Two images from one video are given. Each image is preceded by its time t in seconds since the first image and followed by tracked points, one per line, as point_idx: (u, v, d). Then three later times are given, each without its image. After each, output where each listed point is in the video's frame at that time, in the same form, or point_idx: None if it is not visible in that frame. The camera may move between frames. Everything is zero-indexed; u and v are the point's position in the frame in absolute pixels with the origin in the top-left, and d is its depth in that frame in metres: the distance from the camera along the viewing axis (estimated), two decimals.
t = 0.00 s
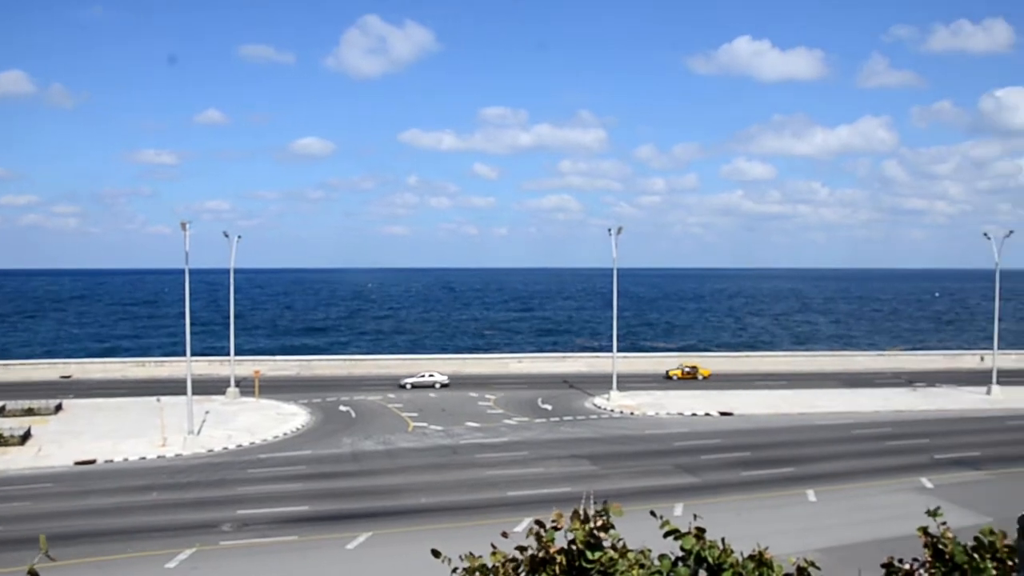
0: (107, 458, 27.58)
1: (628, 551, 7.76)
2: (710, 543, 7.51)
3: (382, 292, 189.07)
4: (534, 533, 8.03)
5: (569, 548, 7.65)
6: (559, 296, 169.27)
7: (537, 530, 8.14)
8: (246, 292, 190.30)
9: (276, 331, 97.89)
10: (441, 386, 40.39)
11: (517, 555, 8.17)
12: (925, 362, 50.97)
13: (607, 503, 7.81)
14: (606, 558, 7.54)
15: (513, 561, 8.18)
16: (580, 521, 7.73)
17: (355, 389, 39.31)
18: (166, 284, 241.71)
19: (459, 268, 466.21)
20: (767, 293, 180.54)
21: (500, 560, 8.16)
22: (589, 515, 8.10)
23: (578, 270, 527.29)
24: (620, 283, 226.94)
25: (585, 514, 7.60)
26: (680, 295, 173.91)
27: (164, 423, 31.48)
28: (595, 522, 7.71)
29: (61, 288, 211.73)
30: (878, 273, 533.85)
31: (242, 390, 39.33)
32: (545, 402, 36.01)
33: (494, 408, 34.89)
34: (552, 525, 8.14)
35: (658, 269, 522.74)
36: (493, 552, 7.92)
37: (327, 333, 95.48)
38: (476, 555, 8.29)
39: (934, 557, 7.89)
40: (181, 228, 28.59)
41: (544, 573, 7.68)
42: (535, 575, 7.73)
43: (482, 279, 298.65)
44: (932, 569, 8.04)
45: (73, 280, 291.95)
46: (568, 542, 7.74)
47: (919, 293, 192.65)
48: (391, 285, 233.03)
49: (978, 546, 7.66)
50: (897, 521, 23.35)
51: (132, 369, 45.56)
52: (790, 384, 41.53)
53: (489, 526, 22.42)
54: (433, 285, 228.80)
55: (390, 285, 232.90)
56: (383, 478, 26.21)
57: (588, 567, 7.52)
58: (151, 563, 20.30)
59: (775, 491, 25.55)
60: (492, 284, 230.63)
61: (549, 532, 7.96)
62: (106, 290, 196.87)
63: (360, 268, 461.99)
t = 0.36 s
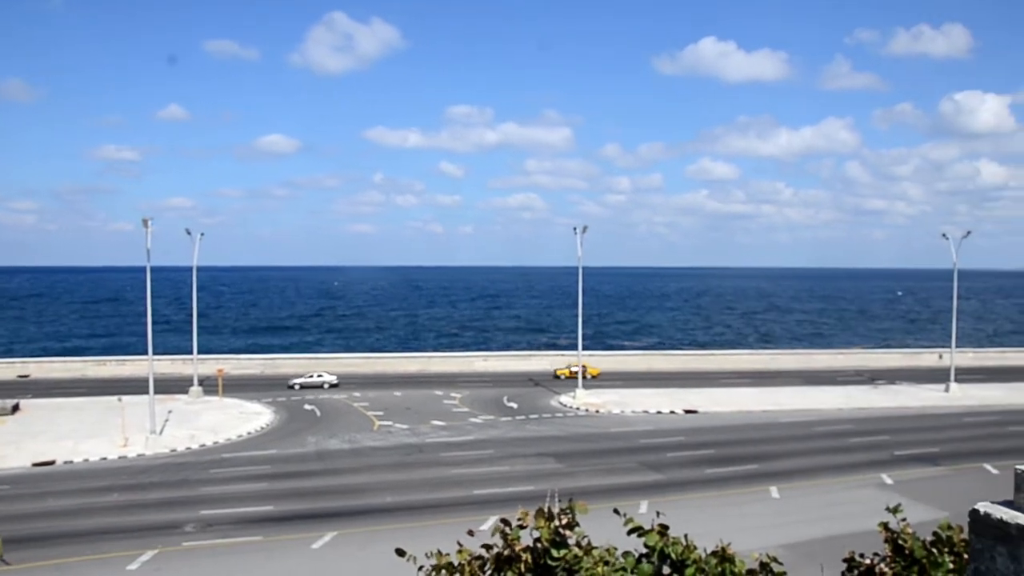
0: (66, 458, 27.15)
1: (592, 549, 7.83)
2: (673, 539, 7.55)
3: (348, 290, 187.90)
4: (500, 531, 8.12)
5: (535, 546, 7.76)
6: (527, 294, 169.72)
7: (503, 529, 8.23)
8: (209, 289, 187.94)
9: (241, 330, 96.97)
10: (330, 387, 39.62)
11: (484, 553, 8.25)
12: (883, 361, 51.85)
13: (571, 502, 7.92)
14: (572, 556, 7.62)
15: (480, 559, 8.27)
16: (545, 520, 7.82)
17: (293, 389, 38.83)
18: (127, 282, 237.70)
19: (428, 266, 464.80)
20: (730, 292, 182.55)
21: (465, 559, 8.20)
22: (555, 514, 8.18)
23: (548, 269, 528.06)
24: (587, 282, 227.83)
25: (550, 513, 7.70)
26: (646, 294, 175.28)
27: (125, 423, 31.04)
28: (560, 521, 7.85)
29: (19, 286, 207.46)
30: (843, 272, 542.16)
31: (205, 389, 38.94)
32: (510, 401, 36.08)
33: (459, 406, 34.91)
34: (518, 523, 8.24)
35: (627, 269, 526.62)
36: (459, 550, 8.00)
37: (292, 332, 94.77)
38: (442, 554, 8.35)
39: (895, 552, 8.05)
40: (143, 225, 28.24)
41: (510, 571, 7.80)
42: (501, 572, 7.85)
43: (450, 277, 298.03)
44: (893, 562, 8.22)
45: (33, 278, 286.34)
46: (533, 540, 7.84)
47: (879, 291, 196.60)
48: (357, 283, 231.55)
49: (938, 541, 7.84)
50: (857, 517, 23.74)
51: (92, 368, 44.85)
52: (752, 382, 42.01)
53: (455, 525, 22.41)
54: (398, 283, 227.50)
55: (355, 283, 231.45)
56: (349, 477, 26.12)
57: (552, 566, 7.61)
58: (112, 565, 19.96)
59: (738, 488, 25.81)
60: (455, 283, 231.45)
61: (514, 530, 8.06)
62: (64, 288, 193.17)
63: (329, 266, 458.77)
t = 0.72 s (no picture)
0: (43, 465, 26.91)
1: (574, 547, 7.89)
2: (655, 537, 7.61)
3: (327, 293, 187.56)
4: (483, 531, 8.17)
5: (517, 546, 7.82)
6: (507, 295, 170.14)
7: (486, 529, 8.29)
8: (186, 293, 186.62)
9: (220, 333, 96.52)
10: (232, 391, 39.28)
11: (466, 554, 8.30)
12: (859, 357, 52.51)
13: (553, 501, 8.01)
14: (553, 556, 7.67)
15: (463, 560, 8.32)
16: (527, 520, 7.89)
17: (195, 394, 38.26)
18: (101, 286, 235.53)
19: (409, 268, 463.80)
20: (710, 292, 183.37)
21: (449, 559, 8.26)
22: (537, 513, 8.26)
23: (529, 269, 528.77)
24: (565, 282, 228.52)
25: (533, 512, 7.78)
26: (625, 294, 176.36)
27: (103, 428, 30.85)
28: (542, 520, 7.92)
29: None
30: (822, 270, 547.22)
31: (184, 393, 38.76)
32: (491, 401, 36.19)
33: (440, 407, 34.97)
34: (500, 523, 8.30)
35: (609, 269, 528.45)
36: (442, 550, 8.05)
37: (271, 335, 94.38)
38: (425, 555, 8.39)
39: (874, 546, 8.40)
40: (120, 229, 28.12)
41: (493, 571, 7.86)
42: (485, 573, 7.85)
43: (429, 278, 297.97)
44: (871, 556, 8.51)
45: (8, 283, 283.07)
46: (515, 540, 7.91)
47: (856, 289, 198.85)
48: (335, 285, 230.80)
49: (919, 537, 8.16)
50: (835, 512, 24.02)
51: (68, 373, 44.46)
52: (730, 379, 42.39)
53: (437, 526, 22.43)
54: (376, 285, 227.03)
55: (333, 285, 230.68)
56: (331, 479, 26.10)
57: (535, 565, 7.65)
58: (92, 571, 19.76)
59: (718, 485, 26.02)
60: (433, 284, 231.44)
61: (497, 530, 8.11)
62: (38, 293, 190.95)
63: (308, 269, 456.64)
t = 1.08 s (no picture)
0: (21, 467, 26.69)
1: (557, 546, 7.98)
2: (637, 535, 7.69)
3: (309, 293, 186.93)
4: (464, 531, 8.25)
5: (500, 545, 7.91)
6: (491, 294, 169.94)
7: (468, 529, 8.37)
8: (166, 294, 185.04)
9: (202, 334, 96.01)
10: (142, 395, 38.50)
11: (449, 553, 8.37)
12: (840, 355, 52.87)
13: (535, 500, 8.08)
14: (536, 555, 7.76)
15: (446, 558, 8.38)
16: (509, 519, 7.99)
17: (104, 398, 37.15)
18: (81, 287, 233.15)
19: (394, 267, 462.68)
20: (694, 291, 183.93)
21: (431, 559, 8.33)
22: (519, 512, 8.35)
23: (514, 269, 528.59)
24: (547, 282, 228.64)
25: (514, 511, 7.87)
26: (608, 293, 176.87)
27: (82, 430, 30.63)
28: (524, 518, 8.00)
29: None
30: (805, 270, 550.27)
31: (163, 394, 38.54)
32: (473, 401, 36.19)
33: (422, 407, 34.94)
34: (484, 521, 8.38)
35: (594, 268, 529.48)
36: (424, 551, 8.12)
37: (252, 335, 93.87)
38: (408, 555, 8.45)
39: (852, 542, 8.57)
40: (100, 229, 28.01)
41: (475, 571, 7.96)
42: (467, 572, 8.01)
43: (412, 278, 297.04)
44: (850, 552, 8.65)
45: None
46: (498, 539, 8.00)
47: (839, 288, 199.96)
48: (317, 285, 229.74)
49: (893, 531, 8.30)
50: (816, 509, 24.18)
51: (46, 374, 44.06)
52: (712, 378, 42.62)
53: (419, 525, 22.43)
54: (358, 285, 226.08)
55: (316, 285, 229.56)
56: (312, 480, 26.06)
57: (519, 565, 7.73)
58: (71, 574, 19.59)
59: (700, 483, 26.14)
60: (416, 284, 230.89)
61: (479, 529, 8.18)
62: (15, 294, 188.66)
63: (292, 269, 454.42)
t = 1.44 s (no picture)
0: None
1: (521, 542, 7.92)
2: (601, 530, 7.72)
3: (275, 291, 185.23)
4: (429, 528, 8.11)
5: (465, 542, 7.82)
6: (459, 291, 169.62)
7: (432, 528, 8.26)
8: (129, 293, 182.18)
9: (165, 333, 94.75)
10: (19, 400, 36.87)
11: (413, 551, 8.19)
12: (802, 350, 53.61)
13: (498, 497, 8.06)
14: (500, 552, 7.70)
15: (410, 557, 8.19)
16: (472, 517, 7.96)
17: None
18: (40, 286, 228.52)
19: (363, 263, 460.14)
20: (661, 287, 185.27)
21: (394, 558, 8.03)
22: (482, 510, 8.30)
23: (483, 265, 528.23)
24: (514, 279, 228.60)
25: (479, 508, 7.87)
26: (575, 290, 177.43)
27: (40, 433, 30.12)
28: (488, 515, 7.99)
29: None
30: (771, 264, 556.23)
31: (124, 395, 38.00)
32: (438, 398, 36.16)
33: (388, 405, 34.85)
34: (447, 519, 8.28)
35: (564, 264, 531.02)
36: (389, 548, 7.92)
37: (216, 334, 92.76)
38: (370, 555, 8.20)
39: (813, 533, 8.63)
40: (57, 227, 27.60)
41: (441, 569, 7.78)
42: (432, 571, 7.81)
43: (380, 276, 295.13)
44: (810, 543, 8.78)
45: None
46: (462, 538, 7.91)
47: (804, 284, 202.70)
48: (283, 283, 227.76)
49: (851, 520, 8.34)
50: (778, 502, 24.53)
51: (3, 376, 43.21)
52: (677, 373, 42.98)
53: (384, 524, 22.40)
54: (325, 283, 224.42)
55: (281, 283, 227.51)
56: (277, 479, 25.91)
57: (483, 560, 7.67)
58: None
59: (664, 478, 26.39)
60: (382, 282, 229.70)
61: (443, 527, 8.07)
62: None
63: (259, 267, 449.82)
